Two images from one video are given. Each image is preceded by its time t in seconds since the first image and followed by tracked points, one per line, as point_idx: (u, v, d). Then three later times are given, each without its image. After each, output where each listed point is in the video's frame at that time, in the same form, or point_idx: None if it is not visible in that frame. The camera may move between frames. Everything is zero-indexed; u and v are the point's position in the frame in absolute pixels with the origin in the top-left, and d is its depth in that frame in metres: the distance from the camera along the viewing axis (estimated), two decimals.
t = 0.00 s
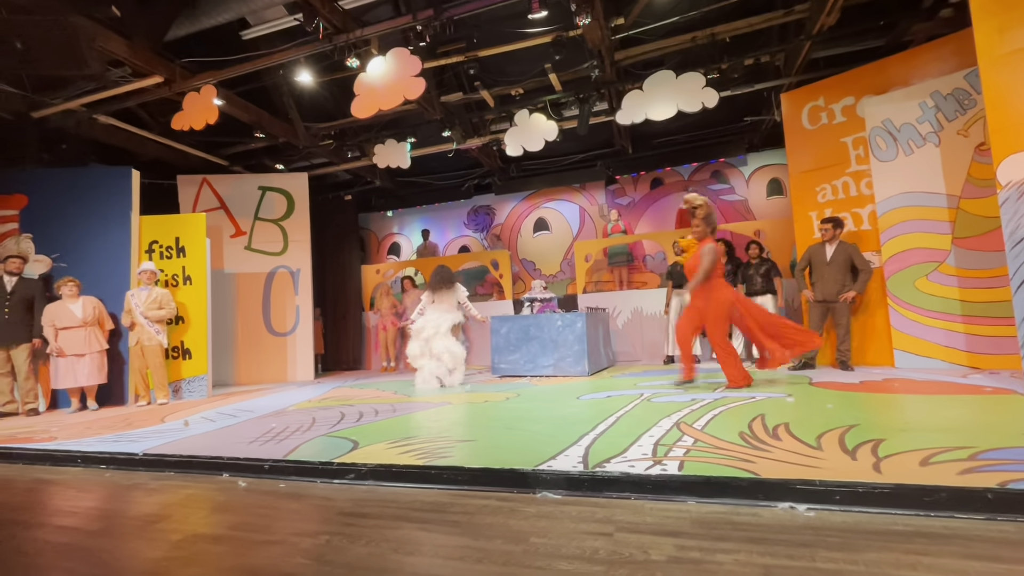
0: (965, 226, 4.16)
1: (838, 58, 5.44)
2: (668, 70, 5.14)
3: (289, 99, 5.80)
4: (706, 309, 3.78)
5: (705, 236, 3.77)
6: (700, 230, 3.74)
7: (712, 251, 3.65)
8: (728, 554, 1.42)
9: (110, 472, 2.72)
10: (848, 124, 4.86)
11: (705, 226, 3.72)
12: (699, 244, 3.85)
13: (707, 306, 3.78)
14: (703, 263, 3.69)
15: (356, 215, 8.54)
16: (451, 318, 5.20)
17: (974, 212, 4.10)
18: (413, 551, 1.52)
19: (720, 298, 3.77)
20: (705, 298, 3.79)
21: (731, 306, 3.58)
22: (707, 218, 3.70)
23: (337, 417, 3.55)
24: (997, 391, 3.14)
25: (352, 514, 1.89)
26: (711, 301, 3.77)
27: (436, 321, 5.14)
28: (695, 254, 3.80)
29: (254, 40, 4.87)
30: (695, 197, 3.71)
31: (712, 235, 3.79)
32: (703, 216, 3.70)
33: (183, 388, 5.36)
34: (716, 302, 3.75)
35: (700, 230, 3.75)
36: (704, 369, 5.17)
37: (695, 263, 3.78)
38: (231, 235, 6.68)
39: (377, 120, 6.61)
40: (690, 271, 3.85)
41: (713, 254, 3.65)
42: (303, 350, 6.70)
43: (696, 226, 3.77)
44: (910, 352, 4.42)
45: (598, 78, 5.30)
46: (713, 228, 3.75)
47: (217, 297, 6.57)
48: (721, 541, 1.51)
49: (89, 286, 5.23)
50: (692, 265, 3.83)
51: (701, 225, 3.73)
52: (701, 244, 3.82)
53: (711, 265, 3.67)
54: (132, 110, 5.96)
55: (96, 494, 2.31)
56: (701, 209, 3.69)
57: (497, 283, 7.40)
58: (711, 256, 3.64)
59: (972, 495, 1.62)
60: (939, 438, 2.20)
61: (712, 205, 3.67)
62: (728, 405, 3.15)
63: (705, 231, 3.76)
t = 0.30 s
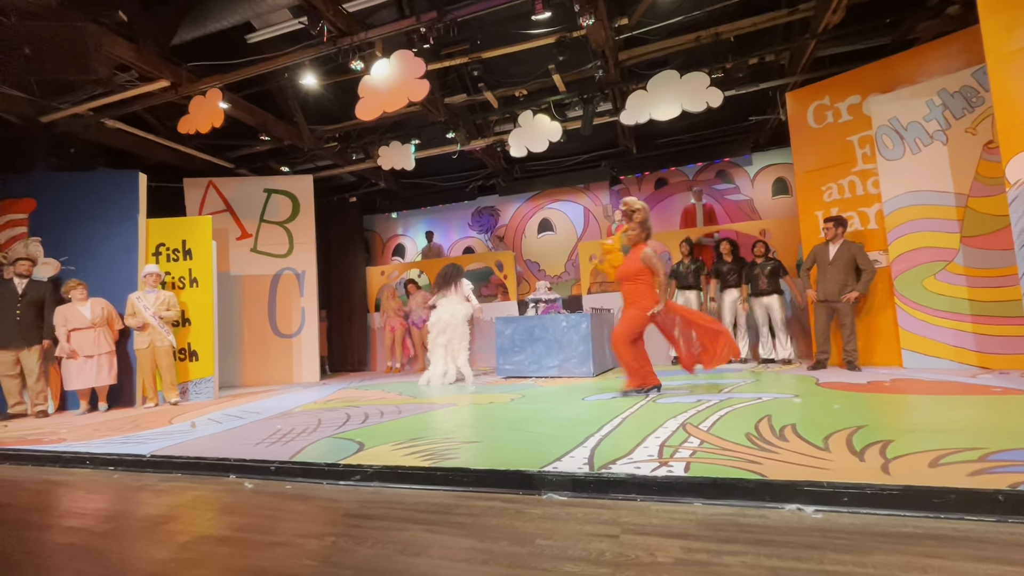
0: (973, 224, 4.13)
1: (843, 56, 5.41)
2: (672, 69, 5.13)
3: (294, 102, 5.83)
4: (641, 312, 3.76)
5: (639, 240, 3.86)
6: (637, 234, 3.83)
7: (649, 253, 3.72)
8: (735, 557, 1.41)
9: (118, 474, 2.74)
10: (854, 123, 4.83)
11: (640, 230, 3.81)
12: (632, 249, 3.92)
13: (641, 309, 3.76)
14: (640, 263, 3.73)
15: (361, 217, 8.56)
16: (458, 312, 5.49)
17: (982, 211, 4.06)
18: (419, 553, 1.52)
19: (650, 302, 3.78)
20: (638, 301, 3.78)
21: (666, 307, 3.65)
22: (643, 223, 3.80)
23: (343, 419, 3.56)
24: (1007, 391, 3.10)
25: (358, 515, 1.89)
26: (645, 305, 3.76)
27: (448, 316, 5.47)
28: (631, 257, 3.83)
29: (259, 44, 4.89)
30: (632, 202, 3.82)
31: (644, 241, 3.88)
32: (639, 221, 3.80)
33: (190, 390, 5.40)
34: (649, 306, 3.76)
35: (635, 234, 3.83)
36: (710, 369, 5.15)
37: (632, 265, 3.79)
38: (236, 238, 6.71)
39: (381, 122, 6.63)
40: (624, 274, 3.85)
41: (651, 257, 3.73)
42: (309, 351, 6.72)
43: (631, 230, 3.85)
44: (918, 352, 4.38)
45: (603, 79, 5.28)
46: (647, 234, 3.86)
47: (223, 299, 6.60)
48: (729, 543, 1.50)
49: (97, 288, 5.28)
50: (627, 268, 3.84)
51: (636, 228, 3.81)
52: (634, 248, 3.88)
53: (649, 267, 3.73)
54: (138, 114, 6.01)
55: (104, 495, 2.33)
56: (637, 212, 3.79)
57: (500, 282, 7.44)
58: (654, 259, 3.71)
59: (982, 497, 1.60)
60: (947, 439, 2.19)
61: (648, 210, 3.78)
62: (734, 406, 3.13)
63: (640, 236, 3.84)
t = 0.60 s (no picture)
0: (991, 222, 4.06)
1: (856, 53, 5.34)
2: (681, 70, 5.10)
3: (304, 108, 5.89)
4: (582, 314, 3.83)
5: (585, 243, 3.92)
6: (583, 237, 3.88)
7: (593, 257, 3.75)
8: (750, 562, 1.39)
9: (135, 476, 2.78)
10: (867, 121, 4.76)
11: (586, 233, 3.87)
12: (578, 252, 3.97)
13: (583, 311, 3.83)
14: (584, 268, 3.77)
15: (371, 220, 8.63)
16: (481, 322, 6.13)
17: (1001, 208, 3.99)
18: (431, 556, 1.52)
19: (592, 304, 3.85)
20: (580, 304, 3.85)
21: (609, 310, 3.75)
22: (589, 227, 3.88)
23: (354, 421, 3.57)
24: None
25: (370, 518, 1.90)
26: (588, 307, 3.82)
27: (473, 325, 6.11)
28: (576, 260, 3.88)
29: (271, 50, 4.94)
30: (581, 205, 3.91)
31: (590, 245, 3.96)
32: (585, 225, 3.88)
33: (205, 392, 5.48)
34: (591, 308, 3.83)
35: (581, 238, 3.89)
36: (722, 371, 5.10)
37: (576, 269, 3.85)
38: (249, 242, 6.79)
39: (391, 126, 6.67)
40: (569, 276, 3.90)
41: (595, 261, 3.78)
42: (320, 354, 6.78)
43: (579, 231, 3.89)
44: (936, 352, 4.31)
45: (611, 80, 5.27)
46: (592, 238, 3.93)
47: (236, 302, 6.68)
48: (743, 547, 1.49)
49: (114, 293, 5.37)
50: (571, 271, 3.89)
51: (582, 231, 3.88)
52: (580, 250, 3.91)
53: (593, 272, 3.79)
54: (153, 121, 6.11)
55: (122, 497, 2.36)
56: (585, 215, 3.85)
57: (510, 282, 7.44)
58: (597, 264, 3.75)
59: (1004, 501, 1.57)
60: (965, 441, 2.15)
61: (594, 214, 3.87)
62: (747, 408, 3.10)
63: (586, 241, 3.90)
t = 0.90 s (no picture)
0: (1009, 220, 3.97)
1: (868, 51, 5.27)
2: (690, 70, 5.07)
3: (314, 114, 5.95)
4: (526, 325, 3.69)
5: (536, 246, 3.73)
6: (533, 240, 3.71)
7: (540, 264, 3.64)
8: (765, 568, 1.37)
9: (151, 479, 2.82)
10: (879, 119, 4.70)
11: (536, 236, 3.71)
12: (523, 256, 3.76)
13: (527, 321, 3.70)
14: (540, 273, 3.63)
15: (380, 224, 8.68)
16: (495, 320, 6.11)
17: (1019, 206, 3.90)
18: (445, 561, 1.52)
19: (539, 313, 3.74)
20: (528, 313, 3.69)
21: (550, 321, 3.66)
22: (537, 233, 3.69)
23: (366, 425, 3.59)
24: None
25: (383, 523, 1.91)
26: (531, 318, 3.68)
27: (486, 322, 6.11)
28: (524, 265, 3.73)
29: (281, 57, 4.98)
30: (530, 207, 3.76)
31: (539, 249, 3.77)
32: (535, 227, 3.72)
33: (218, 397, 5.54)
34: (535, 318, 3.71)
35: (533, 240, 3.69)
36: (733, 373, 5.06)
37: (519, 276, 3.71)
38: (260, 247, 6.87)
39: (400, 130, 6.72)
40: (514, 284, 3.73)
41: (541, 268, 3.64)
42: (331, 358, 6.82)
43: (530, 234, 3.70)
44: (953, 353, 4.24)
45: (619, 81, 5.27)
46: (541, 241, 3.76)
47: (248, 307, 6.75)
48: (757, 553, 1.47)
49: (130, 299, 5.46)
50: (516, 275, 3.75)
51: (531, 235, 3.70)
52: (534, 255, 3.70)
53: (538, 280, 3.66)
54: (166, 129, 6.20)
55: (140, 501, 2.40)
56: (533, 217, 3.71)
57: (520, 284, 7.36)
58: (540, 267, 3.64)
59: None
60: (986, 445, 2.10)
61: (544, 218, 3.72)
62: (760, 410, 3.07)
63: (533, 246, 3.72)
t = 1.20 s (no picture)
0: None
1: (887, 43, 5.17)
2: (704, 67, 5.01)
3: (328, 118, 6.02)
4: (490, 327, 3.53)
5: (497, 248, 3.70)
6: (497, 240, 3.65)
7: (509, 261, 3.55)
8: (785, 571, 1.35)
9: (173, 479, 2.87)
10: (900, 112, 4.59)
11: (498, 236, 3.66)
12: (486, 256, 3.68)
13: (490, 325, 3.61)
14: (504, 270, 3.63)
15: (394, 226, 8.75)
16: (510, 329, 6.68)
17: None
18: (461, 562, 1.53)
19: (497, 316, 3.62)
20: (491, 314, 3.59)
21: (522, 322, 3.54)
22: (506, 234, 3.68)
23: (381, 426, 3.62)
24: None
25: (399, 523, 1.92)
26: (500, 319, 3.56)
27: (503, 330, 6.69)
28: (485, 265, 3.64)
29: (295, 63, 5.06)
30: (491, 207, 3.72)
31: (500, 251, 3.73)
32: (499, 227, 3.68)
33: (237, 398, 5.62)
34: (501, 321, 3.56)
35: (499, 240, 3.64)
36: (751, 372, 5.00)
37: (487, 276, 3.59)
38: (277, 250, 6.97)
39: (413, 133, 6.77)
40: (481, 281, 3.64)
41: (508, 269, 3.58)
42: (347, 359, 6.90)
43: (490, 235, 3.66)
44: (978, 352, 4.14)
45: (632, 79, 5.23)
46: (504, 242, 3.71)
47: (265, 309, 6.85)
48: (777, 557, 1.45)
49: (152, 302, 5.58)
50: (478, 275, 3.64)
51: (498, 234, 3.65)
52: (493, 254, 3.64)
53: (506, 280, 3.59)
54: (185, 136, 6.33)
55: (162, 501, 2.45)
56: (495, 217, 3.67)
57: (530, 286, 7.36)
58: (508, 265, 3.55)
59: None
60: (1014, 447, 2.04)
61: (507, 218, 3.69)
62: (779, 411, 3.01)
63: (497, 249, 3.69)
